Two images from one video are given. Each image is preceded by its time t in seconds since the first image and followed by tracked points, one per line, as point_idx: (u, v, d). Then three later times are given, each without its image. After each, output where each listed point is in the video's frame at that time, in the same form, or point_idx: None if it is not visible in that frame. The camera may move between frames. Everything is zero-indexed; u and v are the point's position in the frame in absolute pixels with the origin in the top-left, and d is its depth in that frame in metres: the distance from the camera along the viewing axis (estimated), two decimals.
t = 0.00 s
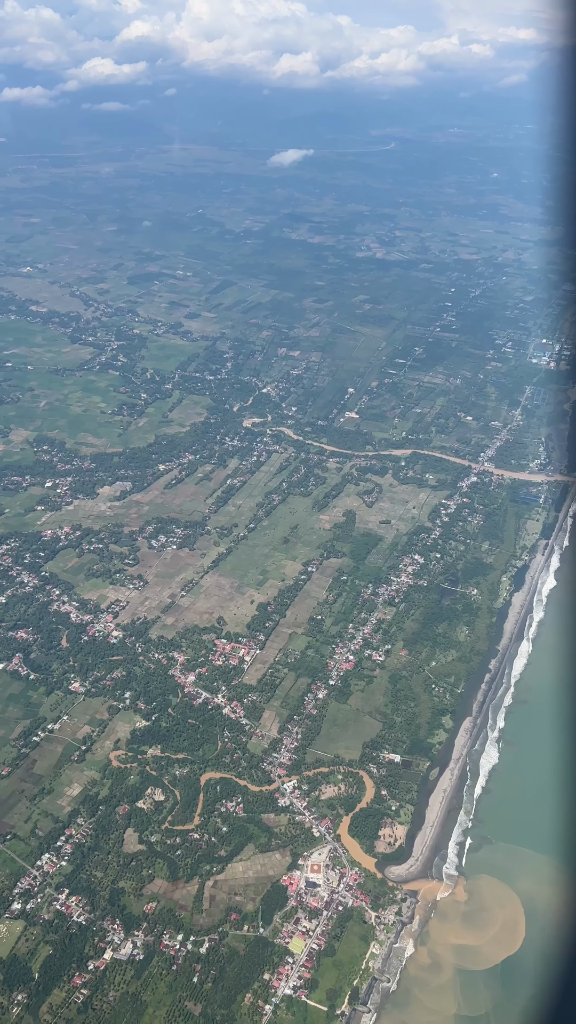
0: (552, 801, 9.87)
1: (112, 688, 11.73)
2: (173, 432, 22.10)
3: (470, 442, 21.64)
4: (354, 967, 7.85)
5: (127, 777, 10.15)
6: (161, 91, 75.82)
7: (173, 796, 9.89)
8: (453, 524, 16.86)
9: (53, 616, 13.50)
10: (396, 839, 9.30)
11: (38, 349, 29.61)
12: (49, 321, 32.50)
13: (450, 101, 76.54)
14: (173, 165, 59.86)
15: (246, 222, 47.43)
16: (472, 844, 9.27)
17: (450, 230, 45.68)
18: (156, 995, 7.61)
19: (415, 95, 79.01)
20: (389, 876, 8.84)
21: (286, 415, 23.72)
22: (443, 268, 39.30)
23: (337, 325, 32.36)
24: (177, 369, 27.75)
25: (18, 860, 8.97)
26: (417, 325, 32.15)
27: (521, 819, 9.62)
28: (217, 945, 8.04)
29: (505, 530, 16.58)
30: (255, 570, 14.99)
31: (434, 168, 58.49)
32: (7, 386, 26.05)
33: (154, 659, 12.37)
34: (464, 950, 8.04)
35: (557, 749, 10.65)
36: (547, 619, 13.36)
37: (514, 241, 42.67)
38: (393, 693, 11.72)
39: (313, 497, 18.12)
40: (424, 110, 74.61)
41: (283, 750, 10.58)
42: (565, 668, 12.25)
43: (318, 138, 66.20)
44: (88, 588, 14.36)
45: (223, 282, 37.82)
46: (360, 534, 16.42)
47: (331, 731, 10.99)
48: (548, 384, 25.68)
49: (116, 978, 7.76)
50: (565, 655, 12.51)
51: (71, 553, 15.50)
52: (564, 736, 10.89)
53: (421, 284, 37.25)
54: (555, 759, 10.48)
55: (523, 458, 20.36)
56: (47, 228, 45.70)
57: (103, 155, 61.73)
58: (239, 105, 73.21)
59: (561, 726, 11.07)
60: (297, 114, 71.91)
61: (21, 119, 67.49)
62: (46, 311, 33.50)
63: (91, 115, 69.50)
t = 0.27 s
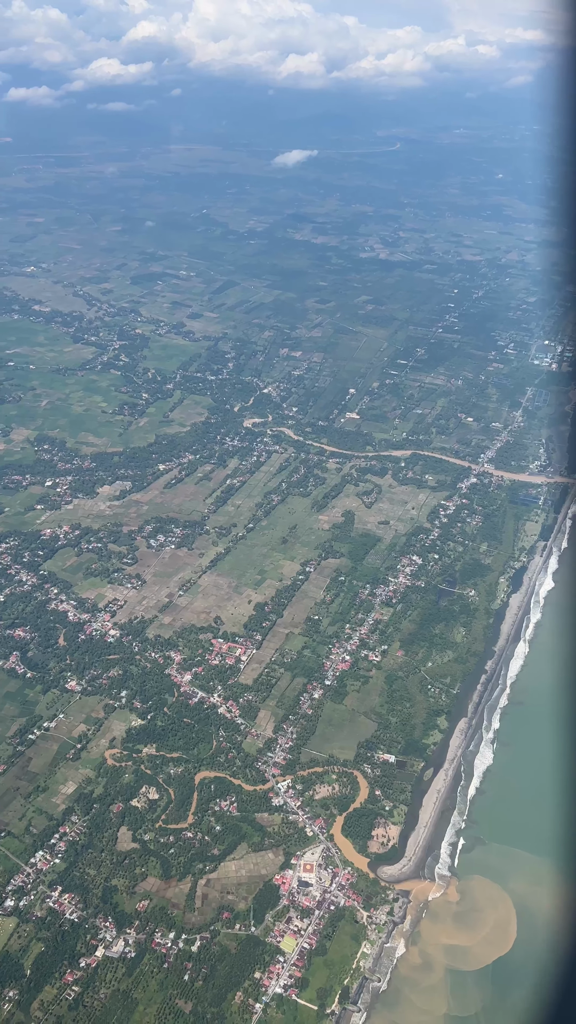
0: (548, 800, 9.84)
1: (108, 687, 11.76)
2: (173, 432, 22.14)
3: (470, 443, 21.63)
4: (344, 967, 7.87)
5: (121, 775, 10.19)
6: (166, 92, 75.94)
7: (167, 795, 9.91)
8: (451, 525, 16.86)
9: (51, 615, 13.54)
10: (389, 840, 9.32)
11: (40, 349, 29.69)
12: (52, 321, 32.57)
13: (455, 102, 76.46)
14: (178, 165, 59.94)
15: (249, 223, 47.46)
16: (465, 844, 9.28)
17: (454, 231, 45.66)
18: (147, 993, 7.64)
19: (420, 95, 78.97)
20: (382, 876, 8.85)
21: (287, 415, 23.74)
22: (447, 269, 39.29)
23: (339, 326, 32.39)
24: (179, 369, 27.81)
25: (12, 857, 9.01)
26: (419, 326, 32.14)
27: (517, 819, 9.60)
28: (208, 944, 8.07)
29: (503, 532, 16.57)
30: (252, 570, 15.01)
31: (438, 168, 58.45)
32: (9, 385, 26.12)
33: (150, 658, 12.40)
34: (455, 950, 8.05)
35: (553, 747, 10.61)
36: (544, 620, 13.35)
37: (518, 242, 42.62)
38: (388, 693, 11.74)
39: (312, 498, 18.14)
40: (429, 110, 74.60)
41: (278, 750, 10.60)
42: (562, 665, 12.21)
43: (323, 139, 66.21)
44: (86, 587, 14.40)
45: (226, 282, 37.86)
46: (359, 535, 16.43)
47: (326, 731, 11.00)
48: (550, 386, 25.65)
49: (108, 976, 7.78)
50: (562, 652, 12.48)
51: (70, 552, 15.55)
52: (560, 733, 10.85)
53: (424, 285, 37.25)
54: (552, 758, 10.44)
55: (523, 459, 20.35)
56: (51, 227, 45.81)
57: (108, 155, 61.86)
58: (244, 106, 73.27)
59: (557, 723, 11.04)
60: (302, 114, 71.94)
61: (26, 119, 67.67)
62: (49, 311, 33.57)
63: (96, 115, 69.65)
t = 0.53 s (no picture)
0: (543, 802, 9.86)
1: (104, 686, 11.79)
2: (174, 431, 22.19)
3: (470, 444, 21.62)
4: (335, 966, 7.88)
5: (116, 773, 10.22)
6: (172, 92, 76.09)
7: (161, 793, 9.94)
8: (450, 527, 16.86)
9: (48, 613, 13.58)
10: (382, 840, 9.33)
11: (43, 348, 29.77)
12: (55, 320, 32.65)
13: (461, 103, 76.38)
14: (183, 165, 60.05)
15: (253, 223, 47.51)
16: (458, 844, 9.30)
17: (458, 232, 45.63)
18: (138, 990, 7.66)
19: (426, 96, 78.93)
20: (374, 876, 8.87)
21: (287, 415, 23.76)
22: (450, 270, 39.29)
23: (341, 326, 32.42)
24: (181, 369, 27.86)
25: (6, 854, 9.04)
26: (421, 327, 32.14)
27: (512, 821, 9.62)
28: (200, 942, 8.09)
29: (502, 533, 16.56)
30: (250, 570, 15.03)
31: (443, 169, 58.45)
32: (11, 384, 26.19)
33: (147, 657, 12.42)
34: (446, 950, 8.07)
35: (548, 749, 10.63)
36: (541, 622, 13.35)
37: (521, 243, 42.57)
38: (384, 693, 11.74)
39: (311, 498, 18.16)
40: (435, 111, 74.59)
41: (273, 750, 10.61)
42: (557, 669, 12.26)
43: (328, 139, 66.23)
44: (84, 586, 14.44)
45: (229, 282, 37.90)
46: (357, 535, 16.44)
47: (321, 731, 11.02)
48: (551, 387, 25.61)
49: (99, 973, 7.81)
50: (557, 657, 12.52)
51: (68, 551, 15.59)
52: (555, 736, 10.88)
53: (427, 286, 37.26)
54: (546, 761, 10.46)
55: (523, 461, 20.33)
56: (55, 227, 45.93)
57: (113, 155, 62.00)
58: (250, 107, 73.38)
59: (553, 725, 11.07)
60: (308, 115, 72.01)
61: (32, 119, 67.84)
62: (52, 310, 33.67)
63: (102, 115, 69.80)
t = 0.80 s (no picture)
0: (537, 803, 9.87)
1: (100, 685, 11.83)
2: (175, 431, 22.24)
3: (470, 446, 21.61)
4: (326, 965, 7.90)
5: (111, 772, 10.25)
6: (177, 93, 76.17)
7: (155, 792, 9.97)
8: (448, 528, 16.85)
9: (46, 612, 13.63)
10: (375, 840, 9.34)
11: (45, 348, 29.83)
12: (58, 320, 32.73)
13: (467, 104, 76.29)
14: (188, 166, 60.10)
15: (257, 224, 47.55)
16: (450, 844, 9.31)
17: (461, 233, 45.62)
18: (128, 988, 7.68)
19: (432, 98, 78.88)
20: (366, 876, 8.88)
21: (288, 416, 23.78)
22: (452, 271, 39.29)
23: (343, 327, 32.44)
24: (182, 369, 27.91)
25: None
26: (423, 328, 32.13)
27: (505, 822, 9.64)
28: (191, 940, 8.12)
29: (500, 535, 16.56)
30: (248, 570, 15.06)
31: (448, 171, 58.40)
32: (12, 384, 26.26)
33: (143, 656, 12.46)
34: (437, 950, 8.08)
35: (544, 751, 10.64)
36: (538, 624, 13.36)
37: (525, 244, 42.51)
38: (379, 694, 11.76)
39: (310, 499, 18.18)
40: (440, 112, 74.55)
41: (267, 750, 10.63)
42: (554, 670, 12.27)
43: (333, 140, 66.24)
44: (82, 585, 14.48)
45: (232, 283, 37.95)
46: (355, 536, 16.45)
47: (316, 730, 11.03)
48: (553, 389, 25.57)
49: (90, 970, 7.84)
50: (553, 659, 12.53)
51: (67, 550, 15.63)
52: (550, 737, 10.89)
53: (429, 288, 37.26)
54: (541, 761, 10.46)
55: (523, 463, 20.30)
56: (59, 227, 46.03)
57: (118, 155, 62.11)
58: (255, 108, 73.43)
59: (548, 726, 11.08)
60: (313, 116, 72.04)
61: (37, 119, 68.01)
62: (55, 310, 33.77)
63: (108, 116, 69.93)
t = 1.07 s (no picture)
0: (529, 803, 9.88)
1: (97, 683, 11.86)
2: (175, 431, 22.28)
3: (470, 447, 21.61)
4: (317, 964, 7.91)
5: (105, 770, 10.28)
6: (183, 93, 76.25)
7: (149, 790, 10.00)
8: (447, 529, 16.86)
9: (43, 610, 13.67)
10: (368, 840, 9.35)
11: (47, 347, 29.89)
12: (61, 320, 32.81)
13: (472, 104, 76.22)
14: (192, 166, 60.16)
15: (261, 225, 47.58)
16: (443, 844, 9.32)
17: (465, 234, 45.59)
18: (119, 986, 7.70)
19: (437, 98, 78.86)
20: (358, 876, 8.89)
21: (288, 416, 23.81)
22: (455, 272, 39.27)
23: (345, 328, 32.45)
24: (183, 369, 27.97)
25: None
26: (425, 329, 32.12)
27: (497, 823, 9.66)
28: (183, 938, 8.13)
29: (498, 536, 16.56)
30: (246, 570, 15.08)
31: (452, 171, 58.37)
32: (14, 383, 26.33)
33: (140, 655, 12.48)
34: (427, 950, 8.09)
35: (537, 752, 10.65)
36: (534, 625, 13.36)
37: (528, 245, 42.46)
38: (375, 694, 11.77)
39: (309, 499, 18.20)
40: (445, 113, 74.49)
41: (262, 750, 10.64)
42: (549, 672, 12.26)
43: (338, 141, 66.26)
44: (80, 583, 14.52)
45: (234, 283, 37.99)
46: (353, 536, 16.47)
47: (310, 730, 11.05)
48: (554, 390, 25.54)
49: (81, 968, 7.87)
50: (550, 660, 12.52)
51: (66, 549, 15.67)
52: (544, 738, 10.89)
53: (432, 289, 37.26)
54: (535, 762, 10.47)
55: (522, 464, 20.29)
56: (64, 227, 46.12)
57: (123, 155, 62.20)
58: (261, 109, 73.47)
59: (543, 727, 11.08)
60: (318, 117, 72.05)
61: (42, 119, 68.15)
62: (57, 310, 33.86)
63: (113, 116, 70.04)
